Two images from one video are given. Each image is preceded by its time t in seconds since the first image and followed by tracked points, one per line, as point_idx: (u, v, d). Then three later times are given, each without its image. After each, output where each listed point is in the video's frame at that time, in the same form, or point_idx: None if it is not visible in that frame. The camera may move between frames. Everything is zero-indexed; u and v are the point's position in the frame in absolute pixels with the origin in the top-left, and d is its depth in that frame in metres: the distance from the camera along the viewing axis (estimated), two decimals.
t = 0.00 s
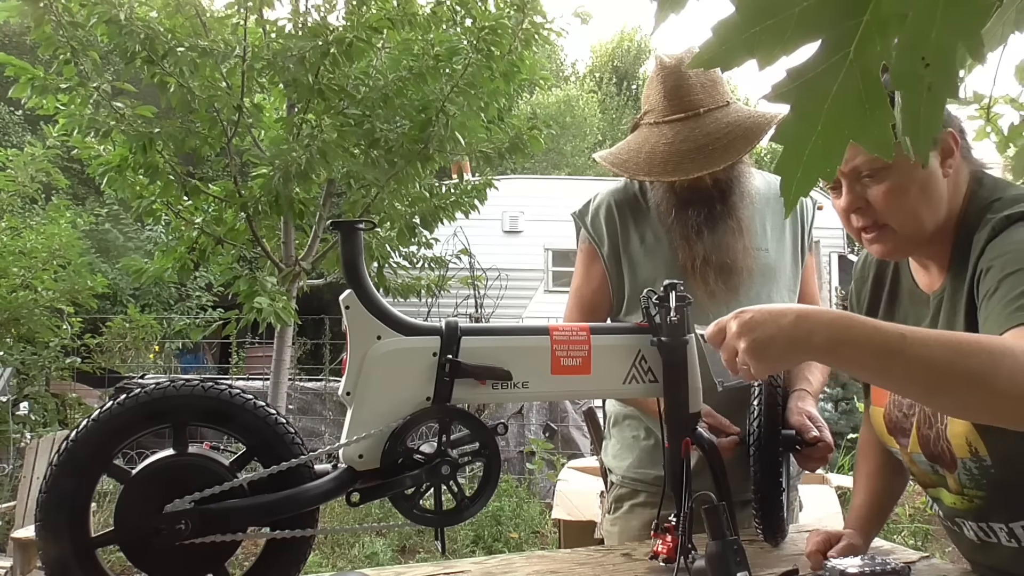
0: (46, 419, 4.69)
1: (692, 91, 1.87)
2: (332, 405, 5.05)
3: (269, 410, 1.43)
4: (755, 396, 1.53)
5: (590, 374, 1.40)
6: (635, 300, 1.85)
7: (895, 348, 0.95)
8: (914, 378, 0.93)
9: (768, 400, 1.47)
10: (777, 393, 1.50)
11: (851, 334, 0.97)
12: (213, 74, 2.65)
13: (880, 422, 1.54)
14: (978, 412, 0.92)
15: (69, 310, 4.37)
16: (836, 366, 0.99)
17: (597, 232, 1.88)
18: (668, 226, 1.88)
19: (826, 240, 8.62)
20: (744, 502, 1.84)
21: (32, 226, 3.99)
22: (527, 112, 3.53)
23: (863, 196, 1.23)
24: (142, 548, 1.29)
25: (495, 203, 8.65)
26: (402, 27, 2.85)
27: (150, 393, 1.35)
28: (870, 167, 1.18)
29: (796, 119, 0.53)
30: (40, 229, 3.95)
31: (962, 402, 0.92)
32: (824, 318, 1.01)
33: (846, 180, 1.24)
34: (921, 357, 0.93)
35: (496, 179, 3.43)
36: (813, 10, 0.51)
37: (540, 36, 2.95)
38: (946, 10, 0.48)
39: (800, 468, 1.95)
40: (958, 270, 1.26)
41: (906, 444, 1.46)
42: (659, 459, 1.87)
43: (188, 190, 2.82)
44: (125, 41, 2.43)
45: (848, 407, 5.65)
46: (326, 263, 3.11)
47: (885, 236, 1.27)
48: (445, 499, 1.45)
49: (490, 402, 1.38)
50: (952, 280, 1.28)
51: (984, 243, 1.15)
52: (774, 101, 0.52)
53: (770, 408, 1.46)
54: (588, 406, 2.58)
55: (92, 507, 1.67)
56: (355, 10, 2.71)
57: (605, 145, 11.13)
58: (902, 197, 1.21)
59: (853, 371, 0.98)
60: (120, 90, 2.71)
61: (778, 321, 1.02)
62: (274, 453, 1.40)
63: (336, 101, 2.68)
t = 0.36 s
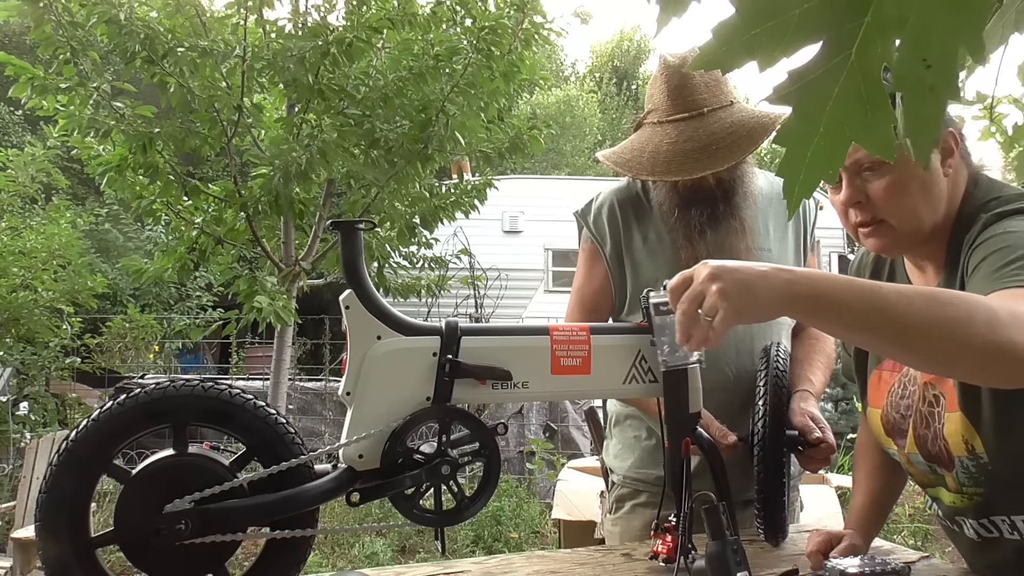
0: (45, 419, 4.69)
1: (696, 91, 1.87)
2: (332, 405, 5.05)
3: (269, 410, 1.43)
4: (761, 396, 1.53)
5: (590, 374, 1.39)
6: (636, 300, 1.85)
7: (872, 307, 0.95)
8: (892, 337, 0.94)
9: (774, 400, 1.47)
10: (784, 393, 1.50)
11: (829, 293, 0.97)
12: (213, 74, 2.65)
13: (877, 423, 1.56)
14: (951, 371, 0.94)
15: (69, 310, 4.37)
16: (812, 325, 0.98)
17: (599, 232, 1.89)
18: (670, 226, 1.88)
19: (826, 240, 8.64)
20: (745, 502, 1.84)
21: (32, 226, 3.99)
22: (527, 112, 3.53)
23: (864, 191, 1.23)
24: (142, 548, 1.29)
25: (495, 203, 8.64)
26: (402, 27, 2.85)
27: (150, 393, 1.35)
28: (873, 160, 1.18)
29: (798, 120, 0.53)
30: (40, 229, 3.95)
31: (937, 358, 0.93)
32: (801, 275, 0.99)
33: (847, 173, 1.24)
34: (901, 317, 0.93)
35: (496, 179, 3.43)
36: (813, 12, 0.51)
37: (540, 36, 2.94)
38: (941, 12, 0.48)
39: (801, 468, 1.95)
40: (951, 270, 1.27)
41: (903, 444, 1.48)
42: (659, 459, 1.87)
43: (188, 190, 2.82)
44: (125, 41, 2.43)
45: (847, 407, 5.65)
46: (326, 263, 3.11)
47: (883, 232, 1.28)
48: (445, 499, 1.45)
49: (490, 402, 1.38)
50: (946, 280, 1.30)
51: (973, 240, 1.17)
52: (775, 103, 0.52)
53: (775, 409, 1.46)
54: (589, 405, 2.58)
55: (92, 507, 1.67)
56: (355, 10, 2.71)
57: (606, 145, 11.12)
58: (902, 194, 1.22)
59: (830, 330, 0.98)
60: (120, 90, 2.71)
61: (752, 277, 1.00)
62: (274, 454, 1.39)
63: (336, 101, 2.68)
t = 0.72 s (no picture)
0: (46, 419, 4.69)
1: (700, 91, 1.87)
2: (332, 405, 5.05)
3: (269, 410, 1.43)
4: (761, 396, 1.53)
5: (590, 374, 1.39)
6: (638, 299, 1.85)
7: (825, 308, 1.02)
8: (847, 336, 1.01)
9: (774, 400, 1.47)
10: (784, 393, 1.50)
11: (783, 298, 1.05)
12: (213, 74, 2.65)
13: (875, 425, 1.57)
14: (907, 366, 1.00)
15: (69, 310, 4.37)
16: (771, 331, 1.06)
17: (601, 231, 1.88)
18: (672, 226, 1.88)
19: (826, 240, 8.63)
20: (745, 502, 1.84)
21: (32, 227, 3.99)
22: (527, 111, 3.53)
23: (861, 191, 1.25)
24: (142, 547, 1.29)
25: (495, 204, 8.64)
26: (402, 27, 2.85)
27: (150, 393, 1.35)
28: (869, 160, 1.21)
29: (798, 119, 0.54)
30: (40, 229, 3.95)
31: (893, 357, 0.99)
32: (756, 284, 1.08)
33: (844, 175, 1.26)
34: (852, 316, 1.00)
35: (496, 179, 3.43)
36: (811, 13, 0.53)
37: (540, 36, 2.94)
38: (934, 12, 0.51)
39: (801, 468, 1.95)
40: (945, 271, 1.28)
41: (899, 446, 1.48)
42: (660, 458, 1.87)
43: (188, 190, 2.82)
44: (125, 41, 2.43)
45: (848, 407, 5.65)
46: (326, 262, 3.11)
47: (880, 234, 1.29)
48: (445, 499, 1.45)
49: (490, 403, 1.38)
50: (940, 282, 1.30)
51: (960, 244, 1.18)
52: (776, 102, 0.54)
53: (775, 408, 1.47)
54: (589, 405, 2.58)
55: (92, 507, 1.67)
56: (355, 10, 2.71)
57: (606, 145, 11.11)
58: (899, 195, 1.23)
59: (788, 335, 1.05)
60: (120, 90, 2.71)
61: (710, 283, 1.08)
62: (274, 454, 1.39)
63: (336, 101, 2.68)
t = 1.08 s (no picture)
0: (45, 419, 4.69)
1: (699, 91, 1.87)
2: (332, 405, 5.05)
3: (269, 410, 1.43)
4: (759, 396, 1.53)
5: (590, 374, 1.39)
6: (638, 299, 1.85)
7: (816, 320, 1.04)
8: (837, 348, 1.03)
9: (773, 400, 1.47)
10: (783, 393, 1.50)
11: (775, 311, 1.06)
12: (213, 74, 2.65)
13: (873, 427, 1.57)
14: (896, 375, 1.02)
15: (69, 310, 4.37)
16: (762, 343, 1.07)
17: (600, 230, 1.88)
18: (672, 226, 1.88)
19: (826, 241, 8.62)
20: (745, 502, 1.84)
21: (32, 227, 3.99)
22: (527, 112, 3.53)
23: (858, 195, 1.25)
24: (142, 547, 1.29)
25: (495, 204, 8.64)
26: (402, 27, 2.85)
27: (150, 393, 1.35)
28: (867, 163, 1.21)
29: (799, 120, 0.54)
30: (40, 229, 3.95)
31: (878, 369, 1.02)
32: (749, 296, 1.10)
33: (842, 178, 1.26)
34: (841, 328, 1.02)
35: (496, 179, 3.43)
36: (812, 11, 0.53)
37: (540, 36, 2.95)
38: (937, 11, 0.51)
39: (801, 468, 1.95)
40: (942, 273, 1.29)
41: (898, 448, 1.48)
42: (659, 458, 1.87)
43: (188, 190, 2.82)
44: (125, 41, 2.43)
45: (848, 407, 5.65)
46: (326, 263, 3.11)
47: (877, 237, 1.29)
48: (445, 499, 1.45)
49: (490, 403, 1.38)
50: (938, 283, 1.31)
51: (955, 248, 1.18)
52: (777, 102, 0.54)
53: (774, 408, 1.47)
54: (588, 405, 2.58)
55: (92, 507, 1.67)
56: (355, 10, 2.71)
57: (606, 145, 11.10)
58: (896, 199, 1.23)
59: (780, 347, 1.06)
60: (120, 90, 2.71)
61: (706, 293, 1.08)
62: (274, 454, 1.40)
63: (336, 101, 2.68)
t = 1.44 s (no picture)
0: (45, 419, 4.69)
1: (695, 91, 1.87)
2: (331, 405, 5.05)
3: (269, 410, 1.43)
4: (760, 395, 1.53)
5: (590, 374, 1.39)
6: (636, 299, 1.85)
7: (812, 320, 1.04)
8: (834, 348, 1.03)
9: (774, 400, 1.47)
10: (784, 394, 1.50)
11: (771, 310, 1.06)
12: (213, 74, 2.65)
13: (873, 428, 1.57)
14: (891, 376, 1.02)
15: (69, 310, 4.37)
16: (758, 343, 1.07)
17: (598, 231, 1.88)
18: (670, 226, 1.88)
19: (826, 241, 8.62)
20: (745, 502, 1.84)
21: (33, 227, 3.99)
22: (527, 112, 3.53)
23: (857, 197, 1.26)
24: (142, 547, 1.29)
25: (495, 204, 8.64)
26: (402, 27, 2.85)
27: (150, 393, 1.35)
28: (864, 164, 1.22)
29: (795, 119, 0.55)
30: (40, 230, 3.95)
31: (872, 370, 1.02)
32: (746, 295, 1.10)
33: (840, 180, 1.27)
34: (837, 328, 1.02)
35: (496, 179, 3.43)
36: (811, 11, 0.53)
37: (540, 36, 2.94)
38: (933, 10, 0.50)
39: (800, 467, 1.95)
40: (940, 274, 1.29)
41: (897, 449, 1.48)
42: (658, 458, 1.87)
43: (188, 190, 2.82)
44: (125, 41, 2.43)
45: (848, 407, 5.65)
46: (326, 263, 3.11)
47: (876, 240, 1.29)
48: (445, 499, 1.45)
49: (490, 402, 1.38)
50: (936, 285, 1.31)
51: (952, 250, 1.18)
52: (774, 101, 0.54)
53: (775, 408, 1.46)
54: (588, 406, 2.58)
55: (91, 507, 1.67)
56: (355, 10, 2.71)
57: (606, 145, 11.09)
58: (894, 201, 1.24)
59: (775, 346, 1.07)
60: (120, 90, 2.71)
61: (705, 290, 1.08)
62: (275, 454, 1.40)
63: (336, 101, 2.68)
